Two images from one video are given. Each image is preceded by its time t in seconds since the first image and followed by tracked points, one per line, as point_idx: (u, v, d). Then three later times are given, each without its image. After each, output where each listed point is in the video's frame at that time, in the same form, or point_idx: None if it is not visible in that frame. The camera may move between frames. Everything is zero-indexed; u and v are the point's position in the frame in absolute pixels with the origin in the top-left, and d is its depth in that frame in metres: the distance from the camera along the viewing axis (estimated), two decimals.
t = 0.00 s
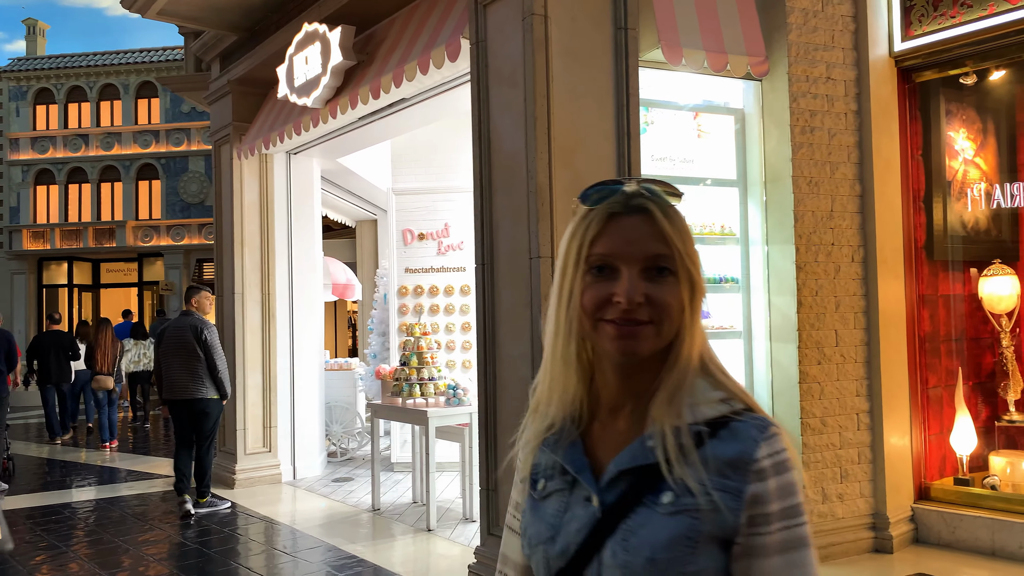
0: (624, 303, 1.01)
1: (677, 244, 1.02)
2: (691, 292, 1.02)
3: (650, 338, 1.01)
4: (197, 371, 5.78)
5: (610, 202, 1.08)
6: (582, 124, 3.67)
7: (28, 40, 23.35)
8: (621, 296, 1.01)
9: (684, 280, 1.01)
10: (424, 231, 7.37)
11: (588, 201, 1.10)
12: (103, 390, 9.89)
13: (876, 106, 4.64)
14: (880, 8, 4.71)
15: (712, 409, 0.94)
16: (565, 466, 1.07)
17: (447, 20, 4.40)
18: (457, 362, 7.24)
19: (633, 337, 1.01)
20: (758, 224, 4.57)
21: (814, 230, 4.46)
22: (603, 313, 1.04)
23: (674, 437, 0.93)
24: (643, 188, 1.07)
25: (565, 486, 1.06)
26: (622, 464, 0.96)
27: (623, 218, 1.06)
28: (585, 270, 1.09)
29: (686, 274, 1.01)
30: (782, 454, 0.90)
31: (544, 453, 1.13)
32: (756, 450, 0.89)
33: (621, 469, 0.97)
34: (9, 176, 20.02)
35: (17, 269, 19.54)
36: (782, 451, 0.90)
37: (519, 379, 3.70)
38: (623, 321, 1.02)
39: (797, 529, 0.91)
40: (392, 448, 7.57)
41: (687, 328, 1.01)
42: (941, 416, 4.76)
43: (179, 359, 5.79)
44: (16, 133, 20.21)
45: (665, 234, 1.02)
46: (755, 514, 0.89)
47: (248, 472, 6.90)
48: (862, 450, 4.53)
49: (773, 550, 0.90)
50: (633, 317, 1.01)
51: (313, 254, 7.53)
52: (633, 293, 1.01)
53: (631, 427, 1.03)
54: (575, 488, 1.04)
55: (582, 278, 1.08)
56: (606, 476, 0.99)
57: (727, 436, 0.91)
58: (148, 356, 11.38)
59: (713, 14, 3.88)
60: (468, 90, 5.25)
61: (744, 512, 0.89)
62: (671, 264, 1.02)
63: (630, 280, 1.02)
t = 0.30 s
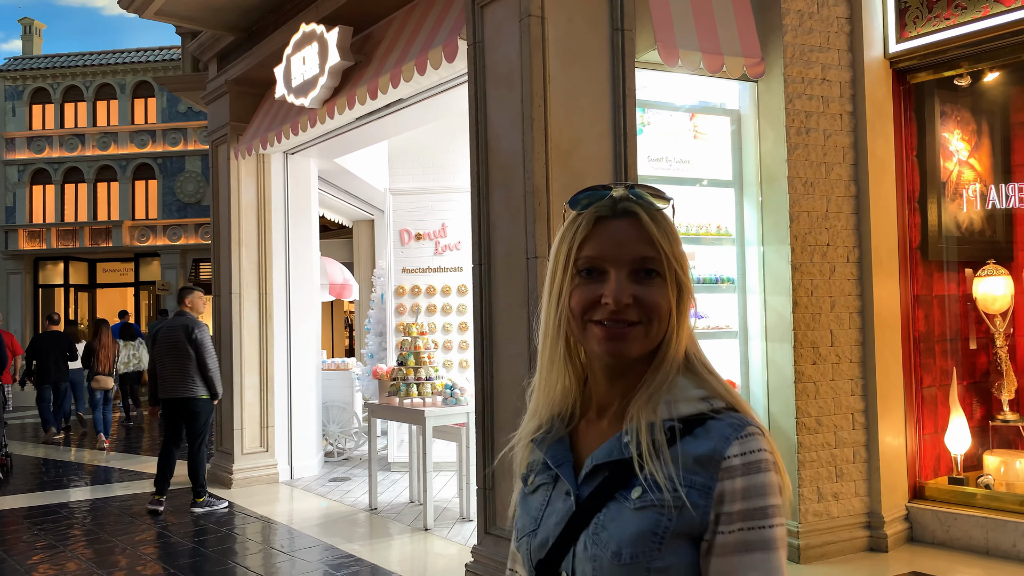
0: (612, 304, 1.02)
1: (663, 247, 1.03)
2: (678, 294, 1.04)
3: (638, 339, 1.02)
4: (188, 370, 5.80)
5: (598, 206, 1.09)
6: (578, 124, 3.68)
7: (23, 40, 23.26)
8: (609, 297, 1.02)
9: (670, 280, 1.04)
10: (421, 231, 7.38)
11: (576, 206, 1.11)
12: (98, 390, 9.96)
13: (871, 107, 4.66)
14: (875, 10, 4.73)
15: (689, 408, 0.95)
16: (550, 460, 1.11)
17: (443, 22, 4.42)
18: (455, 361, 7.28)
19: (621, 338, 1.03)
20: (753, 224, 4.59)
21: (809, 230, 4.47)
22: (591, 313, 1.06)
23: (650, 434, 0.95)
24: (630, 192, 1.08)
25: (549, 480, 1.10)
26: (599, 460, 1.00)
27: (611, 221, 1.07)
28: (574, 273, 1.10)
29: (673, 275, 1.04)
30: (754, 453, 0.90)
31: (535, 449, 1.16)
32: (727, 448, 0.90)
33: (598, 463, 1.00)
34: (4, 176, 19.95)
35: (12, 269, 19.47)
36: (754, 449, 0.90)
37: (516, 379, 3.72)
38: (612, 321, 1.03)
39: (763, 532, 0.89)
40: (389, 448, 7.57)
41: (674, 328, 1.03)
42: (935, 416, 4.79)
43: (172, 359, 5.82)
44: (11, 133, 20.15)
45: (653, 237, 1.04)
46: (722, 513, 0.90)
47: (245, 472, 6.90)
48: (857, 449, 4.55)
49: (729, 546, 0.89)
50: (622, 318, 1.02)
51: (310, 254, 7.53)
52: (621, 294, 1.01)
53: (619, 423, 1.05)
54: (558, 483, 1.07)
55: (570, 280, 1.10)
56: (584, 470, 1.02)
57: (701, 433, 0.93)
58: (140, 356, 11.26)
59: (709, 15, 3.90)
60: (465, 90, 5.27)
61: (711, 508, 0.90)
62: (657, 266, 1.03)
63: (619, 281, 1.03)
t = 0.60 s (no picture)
0: (619, 297, 0.96)
1: (674, 237, 0.97)
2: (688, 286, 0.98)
3: (646, 336, 0.96)
4: (171, 369, 5.81)
5: (608, 195, 1.01)
6: (579, 124, 3.69)
7: (22, 39, 23.26)
8: (616, 290, 0.96)
9: (683, 274, 0.97)
10: (420, 231, 7.38)
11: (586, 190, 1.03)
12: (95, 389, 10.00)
13: (870, 108, 4.67)
14: (874, 11, 4.74)
15: (713, 397, 0.90)
16: (564, 463, 0.95)
17: (444, 21, 4.42)
18: (454, 361, 7.30)
19: (628, 334, 0.96)
20: (753, 225, 4.59)
21: (808, 230, 4.49)
22: (596, 307, 0.98)
23: (681, 428, 0.87)
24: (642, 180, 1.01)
25: (565, 486, 0.94)
26: (632, 459, 0.88)
27: (620, 211, 1.00)
28: (579, 264, 1.02)
29: (684, 268, 0.97)
30: (779, 436, 0.87)
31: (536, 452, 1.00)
32: (765, 433, 0.86)
33: (633, 463, 0.88)
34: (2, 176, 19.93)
35: (10, 268, 19.46)
36: (778, 433, 0.87)
37: (518, 378, 3.73)
38: (620, 313, 0.96)
39: (822, 499, 0.84)
40: (389, 448, 7.58)
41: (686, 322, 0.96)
42: (935, 416, 4.79)
43: (153, 359, 5.82)
44: (9, 132, 20.13)
45: (661, 225, 0.97)
46: (775, 499, 0.85)
47: (245, 472, 6.91)
48: (856, 449, 4.56)
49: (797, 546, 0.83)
50: (631, 311, 0.95)
51: (309, 253, 7.53)
52: (629, 287, 0.95)
53: (632, 422, 0.95)
54: (581, 487, 0.92)
55: (575, 271, 1.02)
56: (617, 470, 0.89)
57: (733, 423, 0.87)
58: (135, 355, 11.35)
59: (709, 15, 3.91)
60: (465, 90, 5.27)
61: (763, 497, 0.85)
62: (668, 258, 0.97)
63: (627, 274, 0.96)
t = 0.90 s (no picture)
0: (665, 357, 0.94)
1: (714, 292, 0.98)
2: (728, 337, 1.00)
3: (695, 393, 0.95)
4: (164, 366, 5.94)
5: (643, 246, 0.98)
6: (580, 125, 3.69)
7: (18, 39, 23.20)
8: (662, 350, 0.94)
9: (726, 326, 1.00)
10: (419, 232, 7.37)
11: (621, 239, 0.99)
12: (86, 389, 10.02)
13: (870, 109, 4.67)
14: (874, 12, 4.75)
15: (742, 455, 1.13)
16: (665, 518, 0.90)
17: (444, 22, 4.41)
18: (452, 362, 7.29)
19: (679, 395, 0.94)
20: (753, 225, 4.59)
21: (808, 231, 4.48)
22: (641, 367, 0.94)
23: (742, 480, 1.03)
24: (678, 229, 1.00)
25: (671, 542, 0.89)
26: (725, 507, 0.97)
27: (657, 265, 0.98)
28: (618, 320, 0.97)
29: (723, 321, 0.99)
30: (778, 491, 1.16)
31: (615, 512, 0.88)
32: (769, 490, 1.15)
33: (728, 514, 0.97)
34: None
35: (6, 268, 19.40)
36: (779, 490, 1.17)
37: (518, 379, 3.71)
38: (669, 374, 0.94)
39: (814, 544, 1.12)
40: (387, 448, 7.57)
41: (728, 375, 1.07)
42: (934, 416, 4.80)
43: (146, 356, 5.94)
44: (5, 132, 20.08)
45: (701, 279, 0.98)
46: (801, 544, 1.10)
47: (243, 473, 6.89)
48: (856, 449, 4.56)
49: None
50: (680, 370, 0.94)
51: (308, 254, 7.51)
52: (674, 347, 0.94)
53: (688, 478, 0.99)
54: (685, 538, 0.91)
55: (614, 328, 0.96)
56: (715, 523, 0.96)
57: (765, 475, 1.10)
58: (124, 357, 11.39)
59: (709, 15, 3.91)
60: (465, 91, 5.26)
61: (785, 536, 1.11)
62: (711, 311, 0.98)
63: (671, 333, 0.95)
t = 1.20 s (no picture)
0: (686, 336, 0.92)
1: (735, 267, 0.97)
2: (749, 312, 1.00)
3: (714, 372, 0.94)
4: (170, 366, 6.06)
5: (660, 224, 0.96)
6: (579, 125, 3.69)
7: (13, 38, 23.13)
8: (681, 328, 0.92)
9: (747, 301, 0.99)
10: (416, 232, 7.35)
11: (637, 219, 0.97)
12: (75, 388, 10.03)
13: (868, 109, 4.68)
14: (871, 13, 4.76)
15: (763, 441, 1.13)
16: (694, 507, 0.88)
17: (443, 21, 4.40)
18: (450, 362, 7.28)
19: (700, 374, 0.92)
20: (752, 226, 4.60)
21: (806, 232, 4.49)
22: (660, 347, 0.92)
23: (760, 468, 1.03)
24: (694, 207, 0.99)
25: (698, 532, 0.87)
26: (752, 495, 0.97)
27: (675, 242, 0.96)
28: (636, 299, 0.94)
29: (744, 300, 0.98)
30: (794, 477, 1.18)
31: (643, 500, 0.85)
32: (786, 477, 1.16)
33: (753, 501, 0.97)
34: None
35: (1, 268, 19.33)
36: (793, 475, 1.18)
37: (517, 381, 3.70)
38: (686, 355, 0.92)
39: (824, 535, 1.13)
40: (384, 448, 7.56)
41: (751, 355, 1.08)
42: (930, 417, 4.81)
43: (151, 357, 6.00)
44: None
45: (722, 255, 0.96)
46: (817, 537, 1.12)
47: (239, 473, 6.88)
48: (853, 450, 4.56)
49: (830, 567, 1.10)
50: (698, 350, 0.93)
51: (305, 254, 7.50)
52: (695, 324, 0.92)
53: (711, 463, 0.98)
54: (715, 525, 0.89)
55: (633, 306, 0.94)
56: (742, 511, 0.96)
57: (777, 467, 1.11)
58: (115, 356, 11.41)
59: (708, 16, 3.91)
60: (463, 91, 5.25)
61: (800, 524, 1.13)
62: (730, 289, 0.97)
63: (691, 310, 0.93)
